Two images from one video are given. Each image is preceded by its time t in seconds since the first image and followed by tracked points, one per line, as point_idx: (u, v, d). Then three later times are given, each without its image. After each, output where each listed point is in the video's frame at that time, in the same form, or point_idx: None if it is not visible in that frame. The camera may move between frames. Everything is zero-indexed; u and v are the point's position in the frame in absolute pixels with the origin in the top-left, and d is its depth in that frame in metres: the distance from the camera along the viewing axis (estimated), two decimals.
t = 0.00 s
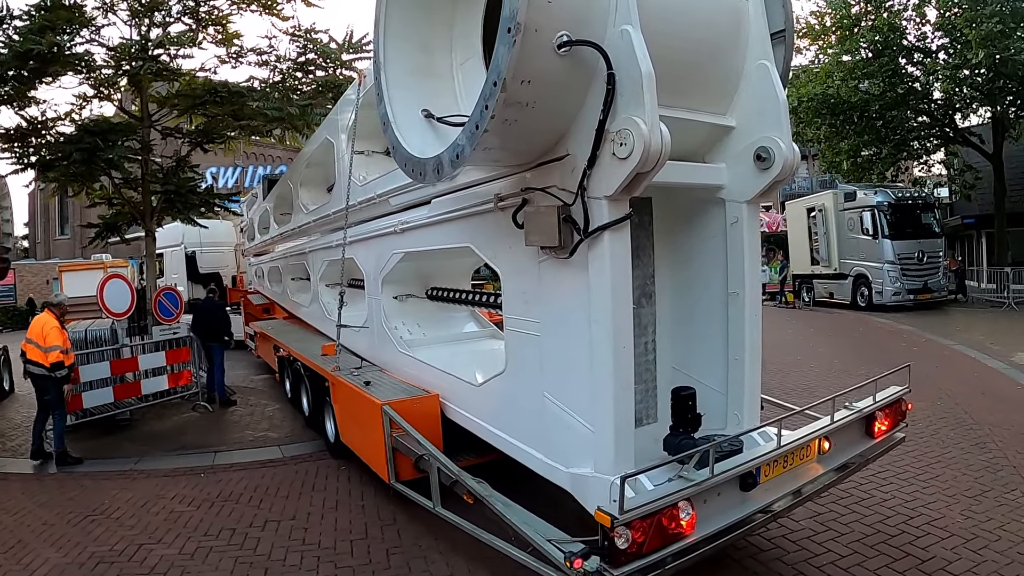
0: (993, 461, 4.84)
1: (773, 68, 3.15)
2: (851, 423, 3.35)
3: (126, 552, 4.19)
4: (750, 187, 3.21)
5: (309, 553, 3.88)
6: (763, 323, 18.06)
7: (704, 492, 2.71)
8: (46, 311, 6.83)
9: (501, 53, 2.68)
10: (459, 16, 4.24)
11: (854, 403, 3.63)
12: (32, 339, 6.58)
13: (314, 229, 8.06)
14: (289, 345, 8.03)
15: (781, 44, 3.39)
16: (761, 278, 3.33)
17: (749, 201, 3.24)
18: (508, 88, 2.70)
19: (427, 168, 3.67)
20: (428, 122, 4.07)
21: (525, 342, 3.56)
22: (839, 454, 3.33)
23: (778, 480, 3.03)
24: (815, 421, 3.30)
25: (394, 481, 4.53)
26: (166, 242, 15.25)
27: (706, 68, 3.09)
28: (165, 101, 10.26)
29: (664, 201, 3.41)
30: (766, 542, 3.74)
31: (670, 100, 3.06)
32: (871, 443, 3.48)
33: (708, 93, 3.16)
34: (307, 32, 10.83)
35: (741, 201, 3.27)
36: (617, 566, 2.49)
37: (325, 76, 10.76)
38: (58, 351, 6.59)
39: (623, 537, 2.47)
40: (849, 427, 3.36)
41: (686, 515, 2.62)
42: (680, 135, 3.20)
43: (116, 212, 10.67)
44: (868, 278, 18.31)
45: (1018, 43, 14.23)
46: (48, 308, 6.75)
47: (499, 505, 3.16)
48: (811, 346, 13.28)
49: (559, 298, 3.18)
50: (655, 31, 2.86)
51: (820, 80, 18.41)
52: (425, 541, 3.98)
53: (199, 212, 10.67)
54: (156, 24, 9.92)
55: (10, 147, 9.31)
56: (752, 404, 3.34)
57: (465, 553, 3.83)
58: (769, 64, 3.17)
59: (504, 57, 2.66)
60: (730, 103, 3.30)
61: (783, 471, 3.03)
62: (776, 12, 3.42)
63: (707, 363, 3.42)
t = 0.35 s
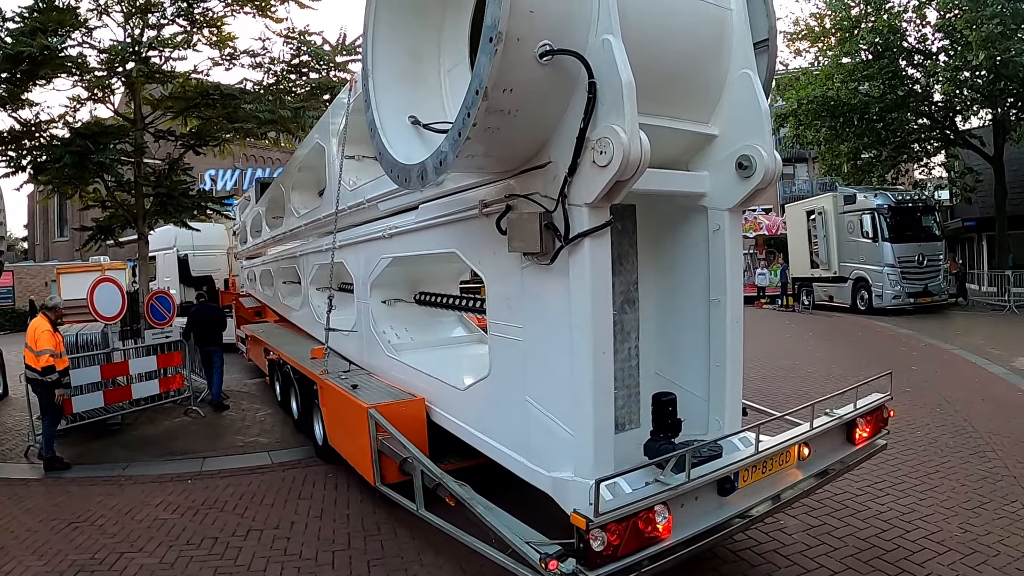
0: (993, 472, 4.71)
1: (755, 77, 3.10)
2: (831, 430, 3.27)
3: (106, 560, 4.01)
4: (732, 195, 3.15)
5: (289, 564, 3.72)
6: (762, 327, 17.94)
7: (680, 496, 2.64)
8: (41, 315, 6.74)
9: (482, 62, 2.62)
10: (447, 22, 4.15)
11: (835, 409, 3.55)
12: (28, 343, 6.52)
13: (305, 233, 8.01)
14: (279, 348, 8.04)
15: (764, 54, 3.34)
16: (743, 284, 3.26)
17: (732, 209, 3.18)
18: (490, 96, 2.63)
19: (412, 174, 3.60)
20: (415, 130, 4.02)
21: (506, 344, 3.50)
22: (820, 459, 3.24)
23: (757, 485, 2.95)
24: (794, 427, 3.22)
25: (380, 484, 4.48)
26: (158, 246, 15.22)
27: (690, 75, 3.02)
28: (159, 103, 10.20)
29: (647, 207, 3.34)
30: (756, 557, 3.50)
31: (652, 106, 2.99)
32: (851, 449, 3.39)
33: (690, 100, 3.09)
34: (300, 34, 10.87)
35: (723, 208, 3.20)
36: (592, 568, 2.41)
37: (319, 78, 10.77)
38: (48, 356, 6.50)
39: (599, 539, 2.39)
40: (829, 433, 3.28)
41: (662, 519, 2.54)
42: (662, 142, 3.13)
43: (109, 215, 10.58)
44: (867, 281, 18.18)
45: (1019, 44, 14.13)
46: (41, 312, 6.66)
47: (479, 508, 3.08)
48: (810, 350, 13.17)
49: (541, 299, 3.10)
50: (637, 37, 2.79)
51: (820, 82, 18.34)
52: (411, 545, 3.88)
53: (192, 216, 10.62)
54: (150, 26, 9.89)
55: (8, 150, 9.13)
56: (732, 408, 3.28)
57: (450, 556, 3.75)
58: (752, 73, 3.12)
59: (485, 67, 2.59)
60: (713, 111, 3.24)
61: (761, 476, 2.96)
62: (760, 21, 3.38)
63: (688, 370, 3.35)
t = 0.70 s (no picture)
0: (995, 476, 4.62)
1: (740, 83, 3.07)
2: (815, 428, 3.25)
3: (97, 561, 3.98)
4: (716, 198, 3.11)
5: (278, 565, 3.68)
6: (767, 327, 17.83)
7: (661, 489, 2.62)
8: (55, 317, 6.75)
9: (470, 67, 2.57)
10: (442, 27, 4.11)
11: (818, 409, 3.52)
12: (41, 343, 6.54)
13: (303, 234, 8.00)
14: (275, 349, 8.05)
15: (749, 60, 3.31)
16: (729, 285, 3.23)
17: (716, 212, 3.14)
18: (478, 100, 2.59)
19: (404, 174, 3.55)
20: (409, 132, 3.93)
21: (494, 341, 3.47)
22: (803, 458, 3.21)
23: (738, 482, 2.92)
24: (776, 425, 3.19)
25: (373, 481, 4.47)
26: (157, 247, 15.25)
27: (674, 79, 2.98)
28: (160, 104, 10.21)
29: (635, 209, 3.30)
30: (749, 563, 3.42)
31: (636, 109, 2.95)
32: (836, 448, 3.36)
33: (675, 102, 3.06)
34: (300, 35, 10.97)
35: (708, 211, 3.16)
36: (572, 558, 2.39)
37: (319, 79, 10.82)
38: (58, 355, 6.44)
39: (579, 529, 2.36)
40: (813, 432, 3.24)
41: (642, 511, 2.52)
42: (647, 145, 3.09)
43: (111, 216, 10.60)
44: (873, 281, 18.06)
45: None
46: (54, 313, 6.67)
47: (465, 500, 3.06)
48: (814, 351, 13.07)
49: (528, 294, 3.06)
50: (621, 40, 2.75)
51: (824, 82, 18.23)
52: (406, 545, 3.86)
53: (192, 217, 10.62)
54: (150, 27, 9.91)
55: (13, 152, 9.09)
56: (718, 405, 3.24)
57: (445, 554, 3.74)
58: (737, 78, 3.09)
59: (472, 71, 2.55)
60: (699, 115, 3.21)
61: (743, 473, 2.92)
62: (746, 26, 3.37)
63: (674, 371, 3.31)
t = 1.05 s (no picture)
0: (1014, 484, 4.47)
1: (729, 83, 3.20)
2: (807, 427, 3.28)
3: (107, 556, 4.09)
4: (706, 199, 3.24)
5: (279, 563, 3.74)
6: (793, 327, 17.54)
7: (644, 486, 2.68)
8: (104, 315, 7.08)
9: (454, 78, 2.64)
10: (440, 34, 4.12)
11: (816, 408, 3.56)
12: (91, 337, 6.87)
13: (321, 237, 8.13)
14: (293, 349, 8.21)
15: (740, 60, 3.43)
16: (721, 287, 3.33)
17: (709, 213, 3.26)
18: (462, 110, 2.65)
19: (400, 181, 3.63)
20: (411, 138, 3.97)
21: (491, 339, 3.51)
22: (796, 457, 3.25)
23: (727, 481, 2.96)
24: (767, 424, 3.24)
25: (379, 478, 4.50)
26: (184, 249, 15.60)
27: (664, 82, 3.13)
28: (183, 108, 10.43)
29: (632, 211, 3.44)
30: (747, 572, 3.36)
31: (627, 113, 3.11)
32: (832, 447, 3.40)
33: (663, 107, 3.21)
34: (320, 38, 11.25)
35: (700, 211, 3.28)
36: (551, 553, 2.45)
37: (339, 83, 10.99)
38: (98, 350, 6.75)
39: (557, 524, 2.43)
40: (806, 431, 3.28)
41: (623, 508, 2.58)
42: (640, 146, 3.24)
43: (138, 219, 10.90)
44: (902, 280, 17.65)
45: None
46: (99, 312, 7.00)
47: (458, 495, 3.10)
48: (839, 352, 12.82)
49: (521, 295, 3.10)
50: (607, 46, 2.89)
51: (852, 77, 17.86)
52: (408, 545, 3.87)
53: (214, 219, 10.85)
54: (174, 33, 10.17)
55: (39, 157, 9.37)
56: (713, 404, 3.34)
57: (445, 555, 3.74)
58: (726, 80, 3.21)
59: (456, 82, 2.62)
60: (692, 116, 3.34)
61: (731, 472, 2.97)
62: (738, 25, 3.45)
63: (670, 371, 3.41)
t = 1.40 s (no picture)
0: (1018, 491, 4.41)
1: (711, 83, 3.47)
2: (793, 428, 3.43)
3: (106, 551, 4.14)
4: (692, 200, 3.51)
5: (272, 562, 3.76)
6: (805, 328, 17.37)
7: (622, 489, 2.80)
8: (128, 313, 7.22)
9: (431, 88, 2.99)
10: (429, 41, 4.33)
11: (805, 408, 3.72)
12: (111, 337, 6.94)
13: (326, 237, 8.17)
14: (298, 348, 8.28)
15: (723, 60, 3.70)
16: (707, 292, 3.62)
17: (691, 213, 3.54)
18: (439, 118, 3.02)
19: (386, 186, 3.93)
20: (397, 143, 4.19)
21: (482, 347, 3.92)
22: (782, 458, 3.38)
23: (708, 482, 3.09)
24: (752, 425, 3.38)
25: (377, 476, 4.58)
26: (194, 249, 15.74)
27: (646, 85, 3.42)
28: (193, 109, 10.52)
29: (622, 213, 3.82)
30: None
31: (610, 117, 3.43)
32: (819, 447, 3.54)
33: (648, 111, 3.53)
34: (329, 39, 11.36)
35: (684, 212, 3.57)
36: (527, 553, 2.56)
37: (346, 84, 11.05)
38: (135, 345, 6.88)
39: (533, 525, 2.55)
40: (791, 432, 3.43)
41: (599, 510, 2.71)
42: (625, 149, 3.55)
43: (148, 219, 11.01)
44: (917, 281, 17.43)
45: None
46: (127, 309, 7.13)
47: (444, 495, 3.26)
48: (851, 353, 12.66)
49: (509, 305, 3.53)
50: (589, 50, 3.18)
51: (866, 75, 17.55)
52: (401, 545, 3.88)
53: (223, 219, 10.93)
54: (184, 34, 10.29)
55: (51, 158, 9.50)
56: (699, 401, 3.64)
57: (437, 556, 3.73)
58: (708, 79, 3.49)
59: (434, 91, 2.97)
60: (675, 117, 3.64)
61: (713, 473, 3.10)
62: (719, 30, 3.70)
63: (660, 371, 3.75)
